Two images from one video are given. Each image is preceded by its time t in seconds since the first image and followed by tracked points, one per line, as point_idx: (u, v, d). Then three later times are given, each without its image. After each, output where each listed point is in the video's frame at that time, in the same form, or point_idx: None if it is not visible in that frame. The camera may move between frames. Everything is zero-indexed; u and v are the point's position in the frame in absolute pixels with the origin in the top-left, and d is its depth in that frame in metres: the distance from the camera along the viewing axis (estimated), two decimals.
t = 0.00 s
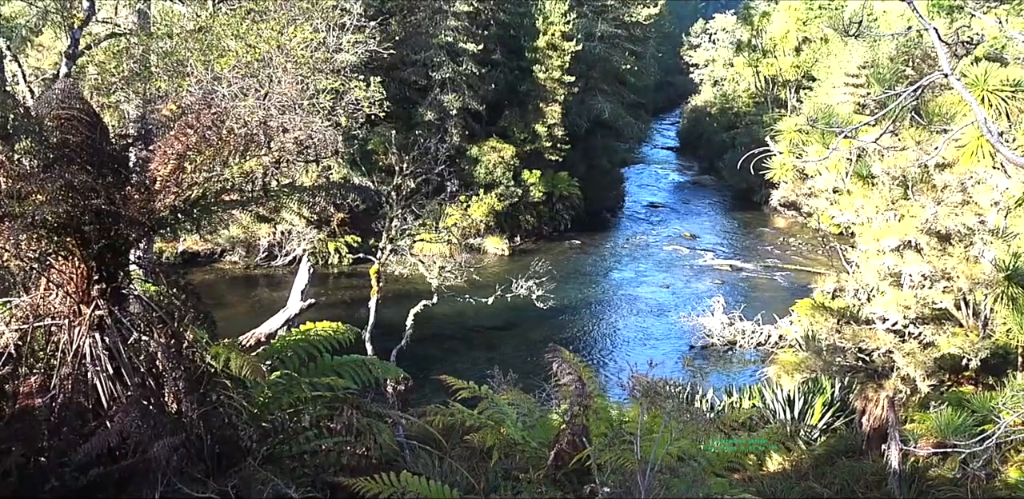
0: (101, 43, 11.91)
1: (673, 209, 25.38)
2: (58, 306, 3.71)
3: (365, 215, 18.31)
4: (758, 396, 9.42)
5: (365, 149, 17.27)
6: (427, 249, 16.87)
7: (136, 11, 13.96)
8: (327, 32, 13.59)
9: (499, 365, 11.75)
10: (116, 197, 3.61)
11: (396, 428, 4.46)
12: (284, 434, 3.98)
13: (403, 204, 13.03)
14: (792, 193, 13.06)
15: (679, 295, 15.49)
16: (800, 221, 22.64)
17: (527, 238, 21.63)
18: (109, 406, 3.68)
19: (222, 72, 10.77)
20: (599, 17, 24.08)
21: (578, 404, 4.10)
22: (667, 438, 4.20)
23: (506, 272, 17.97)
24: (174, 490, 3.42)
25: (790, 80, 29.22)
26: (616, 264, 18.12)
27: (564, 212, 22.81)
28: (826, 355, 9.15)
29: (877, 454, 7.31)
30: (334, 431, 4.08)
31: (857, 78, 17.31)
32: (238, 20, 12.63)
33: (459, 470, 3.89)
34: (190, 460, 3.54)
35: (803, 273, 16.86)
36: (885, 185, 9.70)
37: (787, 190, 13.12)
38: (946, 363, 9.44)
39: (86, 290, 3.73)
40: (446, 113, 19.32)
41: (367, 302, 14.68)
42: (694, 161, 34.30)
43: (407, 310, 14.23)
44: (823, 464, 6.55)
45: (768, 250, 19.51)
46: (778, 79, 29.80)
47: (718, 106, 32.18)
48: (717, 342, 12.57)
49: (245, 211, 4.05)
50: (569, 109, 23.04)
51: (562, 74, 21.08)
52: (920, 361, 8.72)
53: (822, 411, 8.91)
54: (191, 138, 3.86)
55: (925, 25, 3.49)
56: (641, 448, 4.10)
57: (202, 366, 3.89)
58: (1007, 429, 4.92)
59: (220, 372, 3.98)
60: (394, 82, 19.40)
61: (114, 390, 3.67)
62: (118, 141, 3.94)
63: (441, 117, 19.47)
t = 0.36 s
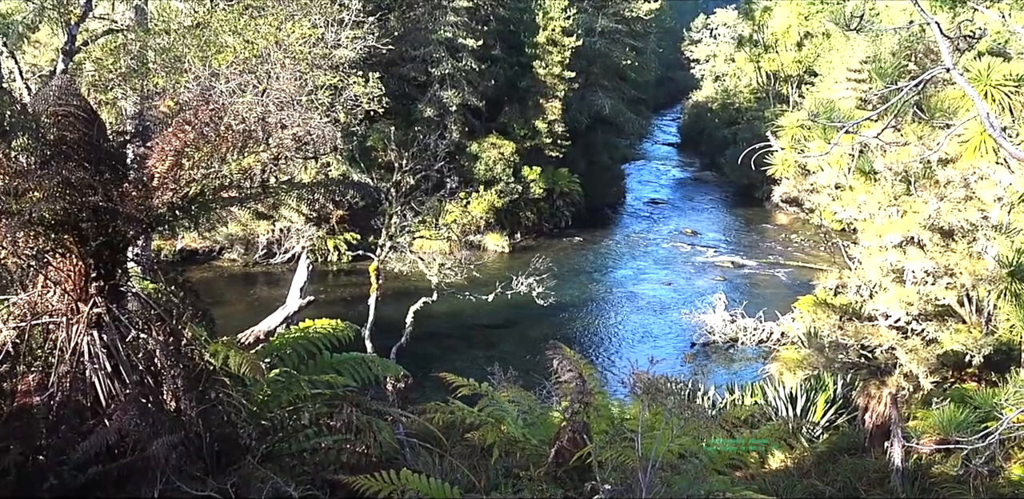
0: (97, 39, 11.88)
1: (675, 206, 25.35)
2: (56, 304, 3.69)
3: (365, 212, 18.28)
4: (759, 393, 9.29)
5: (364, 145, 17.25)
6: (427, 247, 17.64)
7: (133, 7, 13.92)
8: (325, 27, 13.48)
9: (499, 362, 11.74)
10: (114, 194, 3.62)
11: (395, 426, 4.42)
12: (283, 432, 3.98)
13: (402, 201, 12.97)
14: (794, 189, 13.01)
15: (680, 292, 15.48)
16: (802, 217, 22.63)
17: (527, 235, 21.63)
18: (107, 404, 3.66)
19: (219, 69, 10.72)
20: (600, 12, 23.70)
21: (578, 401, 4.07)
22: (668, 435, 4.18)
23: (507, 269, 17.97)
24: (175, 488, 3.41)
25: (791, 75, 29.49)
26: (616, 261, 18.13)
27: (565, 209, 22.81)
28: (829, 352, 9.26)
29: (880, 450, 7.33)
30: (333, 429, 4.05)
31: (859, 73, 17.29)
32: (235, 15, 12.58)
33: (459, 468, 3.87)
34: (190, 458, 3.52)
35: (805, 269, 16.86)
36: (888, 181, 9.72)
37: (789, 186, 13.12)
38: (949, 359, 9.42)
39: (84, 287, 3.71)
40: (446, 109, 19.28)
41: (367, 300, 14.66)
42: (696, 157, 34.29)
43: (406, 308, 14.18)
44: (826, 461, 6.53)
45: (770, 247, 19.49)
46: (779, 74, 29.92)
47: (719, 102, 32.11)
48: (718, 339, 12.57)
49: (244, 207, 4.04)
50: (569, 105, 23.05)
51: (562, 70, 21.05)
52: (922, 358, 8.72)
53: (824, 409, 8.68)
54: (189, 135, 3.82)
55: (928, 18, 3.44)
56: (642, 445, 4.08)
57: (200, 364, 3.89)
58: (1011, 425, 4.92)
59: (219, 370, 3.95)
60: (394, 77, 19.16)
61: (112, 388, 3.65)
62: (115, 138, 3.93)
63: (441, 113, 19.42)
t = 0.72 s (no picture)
0: (85, 31, 11.74)
1: (679, 202, 25.22)
2: (42, 303, 3.59)
3: (360, 208, 18.19)
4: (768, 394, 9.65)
5: (359, 140, 17.16)
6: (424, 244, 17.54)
7: None
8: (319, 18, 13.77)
9: (498, 362, 11.63)
10: (102, 189, 3.50)
11: (391, 427, 4.29)
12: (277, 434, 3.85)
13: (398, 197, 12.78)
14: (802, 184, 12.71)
15: (685, 290, 15.34)
16: (811, 213, 22.45)
17: (527, 232, 21.52)
18: (96, 406, 3.55)
19: (209, 60, 10.58)
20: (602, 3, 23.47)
21: (579, 402, 3.94)
22: (672, 438, 4.04)
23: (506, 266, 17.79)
24: (164, 492, 3.33)
25: (799, 67, 28.61)
26: (620, 258, 17.99)
27: (565, 204, 22.65)
28: (839, 352, 8.99)
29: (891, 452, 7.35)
30: (328, 431, 3.96)
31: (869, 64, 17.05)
32: (226, 5, 12.43)
33: (458, 472, 3.76)
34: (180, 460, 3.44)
35: (815, 266, 16.71)
36: (899, 175, 9.42)
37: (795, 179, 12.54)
38: (962, 360, 9.24)
39: (72, 286, 3.60)
40: (443, 101, 19.19)
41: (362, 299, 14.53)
42: (701, 151, 34.13)
43: (403, 307, 14.07)
44: (833, 463, 6.40)
45: (778, 243, 19.33)
46: (787, 66, 29.17)
47: (725, 95, 31.91)
48: (725, 338, 12.44)
49: (236, 203, 3.94)
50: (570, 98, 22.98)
51: (562, 61, 21.00)
52: (935, 358, 8.53)
53: (835, 410, 9.03)
54: (178, 129, 3.72)
55: (938, 6, 3.23)
56: (646, 447, 3.94)
57: (191, 364, 3.77)
58: None
59: (210, 370, 3.87)
60: (390, 69, 19.05)
61: (100, 389, 3.54)
62: (102, 132, 3.81)
63: (439, 106, 19.33)
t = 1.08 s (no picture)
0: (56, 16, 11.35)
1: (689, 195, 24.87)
2: (6, 303, 3.35)
3: (347, 202, 17.92)
4: (786, 401, 9.59)
5: (347, 128, 16.87)
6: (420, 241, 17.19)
7: None
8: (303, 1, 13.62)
9: (496, 367, 11.39)
10: (70, 181, 3.22)
11: (381, 437, 4.01)
12: (258, 445, 3.61)
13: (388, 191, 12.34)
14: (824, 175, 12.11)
15: (697, 290, 15.06)
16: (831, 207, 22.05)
17: (527, 228, 21.26)
18: (64, 414, 3.28)
19: (185, 43, 10.19)
20: None
21: (582, 409, 3.68)
22: (681, 448, 3.77)
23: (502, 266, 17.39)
24: None
25: (819, 51, 29.03)
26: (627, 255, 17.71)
27: (569, 198, 22.40)
28: (862, 355, 8.56)
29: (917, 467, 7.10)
30: (314, 441, 3.69)
31: (893, 47, 16.48)
32: None
33: (454, 484, 3.47)
34: (154, 471, 3.22)
35: (835, 265, 16.37)
36: (926, 167, 9.12)
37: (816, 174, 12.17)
38: (994, 365, 8.86)
39: (39, 285, 3.35)
40: (437, 88, 18.89)
41: (349, 300, 14.24)
42: (714, 142, 33.73)
43: (394, 307, 13.80)
44: (856, 476, 6.09)
45: (797, 240, 18.97)
46: (806, 50, 29.42)
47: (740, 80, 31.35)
48: (739, 342, 12.17)
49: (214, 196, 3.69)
50: (574, 85, 22.57)
51: (564, 44, 20.49)
52: (965, 363, 7.93)
53: (856, 418, 9.01)
54: (152, 117, 3.46)
55: None
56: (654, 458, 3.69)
57: (165, 369, 3.46)
58: None
59: (187, 376, 3.59)
60: (381, 54, 18.73)
61: (69, 397, 3.27)
62: (71, 120, 3.54)
63: (433, 93, 19.04)
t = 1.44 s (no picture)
0: None
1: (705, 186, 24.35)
2: None
3: (329, 195, 17.34)
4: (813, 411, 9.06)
5: (330, 113, 16.34)
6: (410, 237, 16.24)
7: None
8: None
9: (494, 375, 11.00)
10: (25, 170, 2.87)
11: (368, 451, 3.63)
12: (234, 461, 3.23)
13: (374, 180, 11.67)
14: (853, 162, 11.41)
15: (713, 290, 14.68)
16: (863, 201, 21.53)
17: (528, 222, 20.56)
18: (19, 427, 2.95)
19: (152, 21, 9.63)
20: None
21: (587, 420, 3.34)
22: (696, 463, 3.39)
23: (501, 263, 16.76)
24: None
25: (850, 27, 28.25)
26: (641, 251, 17.33)
27: (573, 190, 21.68)
28: (896, 362, 7.85)
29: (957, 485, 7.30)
30: (293, 455, 3.30)
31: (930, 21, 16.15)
32: None
33: None
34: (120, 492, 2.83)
35: (866, 262, 15.91)
36: (965, 153, 8.14)
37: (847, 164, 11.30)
38: None
39: None
40: (428, 68, 17.68)
41: (330, 301, 13.71)
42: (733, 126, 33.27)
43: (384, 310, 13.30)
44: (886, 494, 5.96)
45: (824, 235, 18.50)
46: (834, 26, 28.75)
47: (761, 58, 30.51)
48: (762, 347, 11.67)
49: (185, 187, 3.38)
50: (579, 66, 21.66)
51: (569, 21, 19.59)
52: (1009, 370, 7.20)
53: (890, 431, 8.61)
54: (116, 100, 3.14)
55: None
56: (666, 475, 3.33)
57: (130, 376, 3.10)
58: None
59: (154, 384, 3.23)
60: (366, 30, 17.69)
61: (24, 407, 2.95)
62: (26, 103, 3.18)
63: (423, 74, 17.78)
